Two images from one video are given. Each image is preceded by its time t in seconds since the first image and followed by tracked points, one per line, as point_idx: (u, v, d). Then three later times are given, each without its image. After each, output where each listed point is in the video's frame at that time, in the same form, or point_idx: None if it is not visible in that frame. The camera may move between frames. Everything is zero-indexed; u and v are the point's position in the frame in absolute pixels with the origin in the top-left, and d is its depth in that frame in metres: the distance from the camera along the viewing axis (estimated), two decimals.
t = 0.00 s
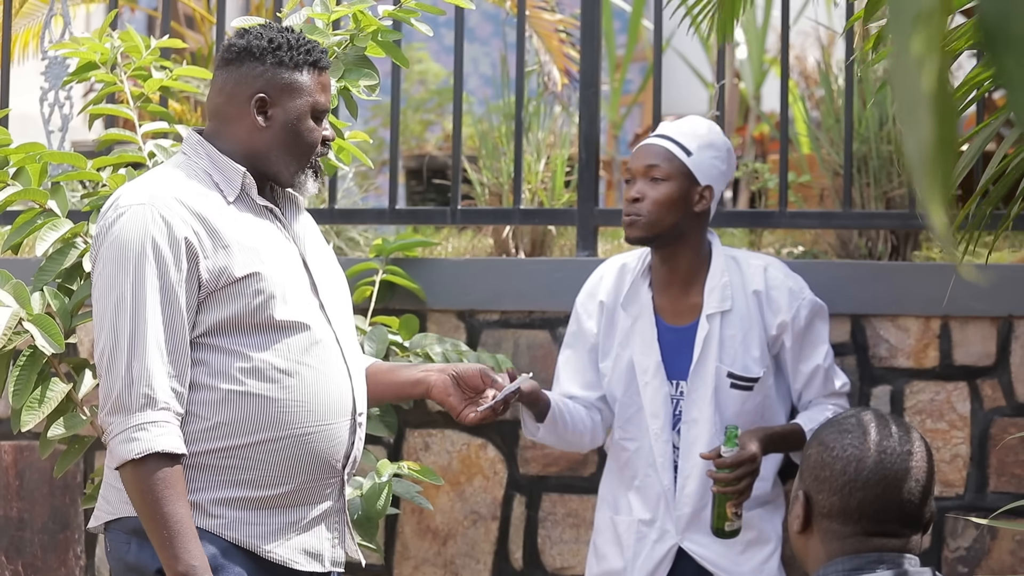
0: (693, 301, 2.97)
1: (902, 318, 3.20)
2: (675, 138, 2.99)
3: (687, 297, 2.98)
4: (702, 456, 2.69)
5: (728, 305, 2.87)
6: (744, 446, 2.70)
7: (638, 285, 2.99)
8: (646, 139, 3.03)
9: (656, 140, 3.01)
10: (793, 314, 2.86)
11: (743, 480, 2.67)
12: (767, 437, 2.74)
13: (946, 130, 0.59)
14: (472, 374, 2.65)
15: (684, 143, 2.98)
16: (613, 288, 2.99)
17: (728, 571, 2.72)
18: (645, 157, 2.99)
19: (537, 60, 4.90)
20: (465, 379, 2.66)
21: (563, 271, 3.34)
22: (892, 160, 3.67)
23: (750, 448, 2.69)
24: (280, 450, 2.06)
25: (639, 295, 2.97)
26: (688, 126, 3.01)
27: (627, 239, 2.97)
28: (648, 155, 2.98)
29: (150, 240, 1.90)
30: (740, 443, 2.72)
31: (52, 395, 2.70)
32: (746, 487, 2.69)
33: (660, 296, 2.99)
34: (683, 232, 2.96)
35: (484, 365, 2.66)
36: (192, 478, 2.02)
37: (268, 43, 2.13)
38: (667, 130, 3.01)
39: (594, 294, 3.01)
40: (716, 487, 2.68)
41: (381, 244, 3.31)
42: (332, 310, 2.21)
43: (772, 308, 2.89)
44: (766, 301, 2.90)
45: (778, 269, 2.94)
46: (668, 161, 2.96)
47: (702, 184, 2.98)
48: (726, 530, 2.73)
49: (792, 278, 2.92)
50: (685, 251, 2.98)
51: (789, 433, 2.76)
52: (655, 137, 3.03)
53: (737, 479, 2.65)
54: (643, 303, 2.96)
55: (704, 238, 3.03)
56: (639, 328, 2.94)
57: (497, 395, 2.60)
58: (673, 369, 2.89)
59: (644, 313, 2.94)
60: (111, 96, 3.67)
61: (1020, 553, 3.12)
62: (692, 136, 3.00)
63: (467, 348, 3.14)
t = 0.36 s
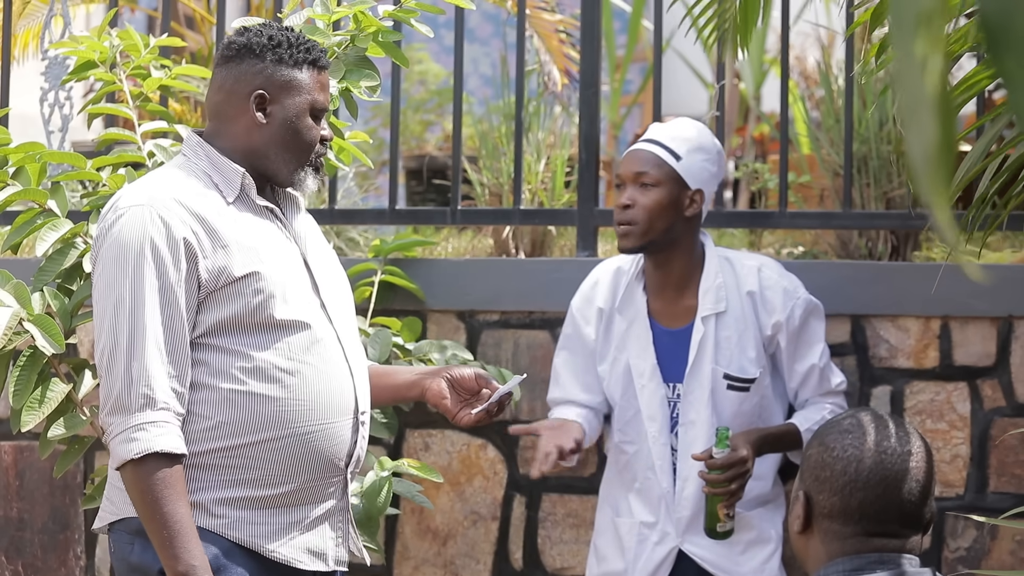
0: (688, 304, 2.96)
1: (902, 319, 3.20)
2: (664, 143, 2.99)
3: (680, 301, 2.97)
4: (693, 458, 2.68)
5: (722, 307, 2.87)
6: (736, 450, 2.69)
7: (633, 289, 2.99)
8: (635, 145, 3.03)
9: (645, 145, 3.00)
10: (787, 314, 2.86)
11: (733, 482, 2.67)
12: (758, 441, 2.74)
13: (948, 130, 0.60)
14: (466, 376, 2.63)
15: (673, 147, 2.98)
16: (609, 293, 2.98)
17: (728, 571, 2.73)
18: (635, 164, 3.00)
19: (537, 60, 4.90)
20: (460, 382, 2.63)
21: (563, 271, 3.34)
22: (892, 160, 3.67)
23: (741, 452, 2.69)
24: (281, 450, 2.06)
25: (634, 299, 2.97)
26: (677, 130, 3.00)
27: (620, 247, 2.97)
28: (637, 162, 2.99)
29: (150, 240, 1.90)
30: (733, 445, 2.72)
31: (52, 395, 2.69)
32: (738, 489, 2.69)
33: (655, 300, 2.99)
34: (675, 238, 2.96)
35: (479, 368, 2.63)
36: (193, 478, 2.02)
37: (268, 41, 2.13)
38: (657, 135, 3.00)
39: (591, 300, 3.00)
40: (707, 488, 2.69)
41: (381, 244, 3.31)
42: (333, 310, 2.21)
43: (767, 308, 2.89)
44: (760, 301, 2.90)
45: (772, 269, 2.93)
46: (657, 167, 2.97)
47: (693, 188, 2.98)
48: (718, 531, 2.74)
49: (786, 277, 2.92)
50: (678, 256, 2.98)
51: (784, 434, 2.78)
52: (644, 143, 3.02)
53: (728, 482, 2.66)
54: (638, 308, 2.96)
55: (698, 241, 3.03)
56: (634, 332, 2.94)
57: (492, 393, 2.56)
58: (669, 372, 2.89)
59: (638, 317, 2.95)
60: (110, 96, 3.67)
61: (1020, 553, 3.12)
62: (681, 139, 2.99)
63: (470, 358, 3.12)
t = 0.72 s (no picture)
0: (687, 299, 2.96)
1: (902, 318, 3.20)
2: (656, 135, 3.02)
3: (680, 296, 2.97)
4: (691, 456, 2.70)
5: (721, 302, 2.88)
6: (733, 447, 2.70)
7: (634, 286, 2.99)
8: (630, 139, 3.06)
9: (639, 138, 3.03)
10: (786, 310, 2.88)
11: (733, 479, 2.68)
12: (757, 438, 2.74)
13: (943, 123, 0.61)
14: (473, 378, 2.60)
15: (666, 137, 3.01)
16: (609, 289, 2.97)
17: (728, 569, 2.73)
18: (629, 155, 3.02)
19: (537, 60, 4.90)
20: (466, 382, 2.61)
21: (563, 271, 3.34)
22: (892, 160, 3.67)
23: (738, 449, 2.70)
24: (282, 448, 2.06)
25: (635, 296, 2.98)
26: (669, 126, 3.05)
27: (621, 235, 2.97)
28: (633, 153, 3.00)
29: (149, 236, 1.91)
30: (730, 441, 2.73)
31: (51, 395, 2.70)
32: (737, 486, 2.69)
33: (655, 296, 2.99)
34: (674, 226, 2.97)
35: (487, 370, 2.60)
36: (194, 476, 2.02)
37: (266, 43, 2.13)
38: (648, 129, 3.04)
39: (591, 298, 2.97)
40: (705, 487, 2.69)
41: (381, 244, 3.31)
42: (336, 308, 2.21)
43: (766, 304, 2.90)
44: (759, 298, 2.91)
45: (771, 265, 2.94)
46: (652, 155, 2.99)
47: (689, 175, 2.99)
48: (718, 529, 2.73)
49: (785, 274, 2.93)
50: (678, 247, 2.98)
51: (783, 431, 2.78)
52: (638, 138, 3.06)
53: (726, 479, 2.66)
54: (639, 304, 2.97)
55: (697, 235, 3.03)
56: (635, 329, 2.95)
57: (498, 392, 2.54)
58: (670, 368, 2.89)
59: (640, 313, 2.96)
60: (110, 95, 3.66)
61: (1020, 553, 3.12)
62: (674, 130, 3.03)
63: (467, 350, 3.14)
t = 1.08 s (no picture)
0: (692, 295, 2.96)
1: (902, 318, 3.20)
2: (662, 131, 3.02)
3: (685, 292, 2.97)
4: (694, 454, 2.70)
5: (726, 299, 2.88)
6: (737, 444, 2.70)
7: (637, 283, 2.98)
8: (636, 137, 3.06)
9: (646, 135, 3.04)
10: (790, 308, 2.88)
11: (735, 476, 2.68)
12: (760, 434, 2.74)
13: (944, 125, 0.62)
14: (479, 360, 2.62)
15: (672, 134, 3.01)
16: (613, 287, 2.97)
17: (729, 568, 2.73)
18: (636, 151, 3.02)
19: (537, 60, 4.90)
20: (473, 366, 2.63)
21: (563, 271, 3.34)
22: (892, 160, 3.67)
23: (741, 446, 2.70)
24: (284, 449, 2.06)
25: (638, 293, 2.97)
26: (675, 123, 3.05)
27: (629, 231, 2.97)
28: (640, 149, 3.01)
29: (155, 235, 1.91)
30: (734, 437, 2.73)
31: (51, 395, 2.69)
32: (740, 484, 2.69)
33: (660, 292, 2.98)
34: (681, 223, 2.97)
35: (492, 351, 2.63)
36: (195, 475, 2.02)
37: (281, 53, 2.12)
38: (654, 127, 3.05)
39: (595, 297, 2.97)
40: (709, 483, 2.69)
41: (381, 244, 3.30)
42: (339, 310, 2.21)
43: (770, 302, 2.90)
44: (764, 295, 2.91)
45: (775, 264, 2.94)
46: (659, 151, 2.99)
47: (696, 171, 3.00)
48: (720, 526, 2.73)
49: (789, 272, 2.93)
50: (684, 246, 2.98)
51: (785, 429, 2.78)
52: (645, 135, 3.06)
53: (729, 475, 2.67)
54: (642, 300, 2.96)
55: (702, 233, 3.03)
56: (638, 325, 2.94)
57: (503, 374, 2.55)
58: (674, 365, 2.89)
59: (643, 310, 2.94)
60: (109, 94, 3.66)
61: (1020, 553, 3.13)
62: (680, 128, 3.04)
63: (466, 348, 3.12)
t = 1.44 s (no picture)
0: (692, 295, 2.96)
1: (902, 318, 3.20)
2: (668, 130, 3.02)
3: (685, 291, 2.97)
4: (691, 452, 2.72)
5: (726, 299, 2.88)
6: (734, 442, 2.72)
7: (638, 281, 2.98)
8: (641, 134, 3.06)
9: (651, 133, 3.03)
10: (791, 308, 2.88)
11: (732, 475, 2.70)
12: (757, 434, 2.75)
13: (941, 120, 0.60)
14: (481, 371, 2.62)
15: (678, 134, 3.01)
16: (614, 285, 2.96)
17: (728, 567, 2.73)
18: (642, 150, 3.01)
19: (537, 59, 4.90)
20: (474, 376, 2.62)
21: (563, 271, 3.34)
22: (892, 160, 3.67)
23: (738, 445, 2.72)
24: (286, 449, 2.06)
25: (639, 291, 2.97)
26: (681, 121, 3.04)
27: (632, 231, 2.97)
28: (646, 148, 3.00)
29: (160, 234, 1.91)
30: (730, 437, 2.75)
31: (51, 395, 2.69)
32: (737, 482, 2.71)
33: (661, 291, 2.99)
34: (685, 224, 2.97)
35: (492, 362, 2.63)
36: (196, 475, 2.02)
37: (288, 49, 2.13)
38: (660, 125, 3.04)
39: (595, 294, 2.97)
40: (705, 482, 2.71)
41: (382, 244, 3.30)
42: (342, 311, 2.21)
43: (771, 302, 2.90)
44: (765, 295, 2.91)
45: (776, 264, 2.95)
46: (665, 151, 2.99)
47: (701, 172, 2.99)
48: (717, 525, 2.74)
49: (790, 273, 2.93)
50: (687, 245, 2.98)
51: (784, 429, 2.79)
52: (650, 133, 3.05)
53: (725, 475, 2.68)
54: (642, 299, 2.95)
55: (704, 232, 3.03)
56: (639, 324, 2.94)
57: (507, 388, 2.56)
58: (675, 363, 2.89)
59: (643, 309, 2.94)
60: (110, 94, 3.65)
61: (1019, 553, 3.13)
62: (686, 128, 3.03)
63: (467, 350, 3.12)
